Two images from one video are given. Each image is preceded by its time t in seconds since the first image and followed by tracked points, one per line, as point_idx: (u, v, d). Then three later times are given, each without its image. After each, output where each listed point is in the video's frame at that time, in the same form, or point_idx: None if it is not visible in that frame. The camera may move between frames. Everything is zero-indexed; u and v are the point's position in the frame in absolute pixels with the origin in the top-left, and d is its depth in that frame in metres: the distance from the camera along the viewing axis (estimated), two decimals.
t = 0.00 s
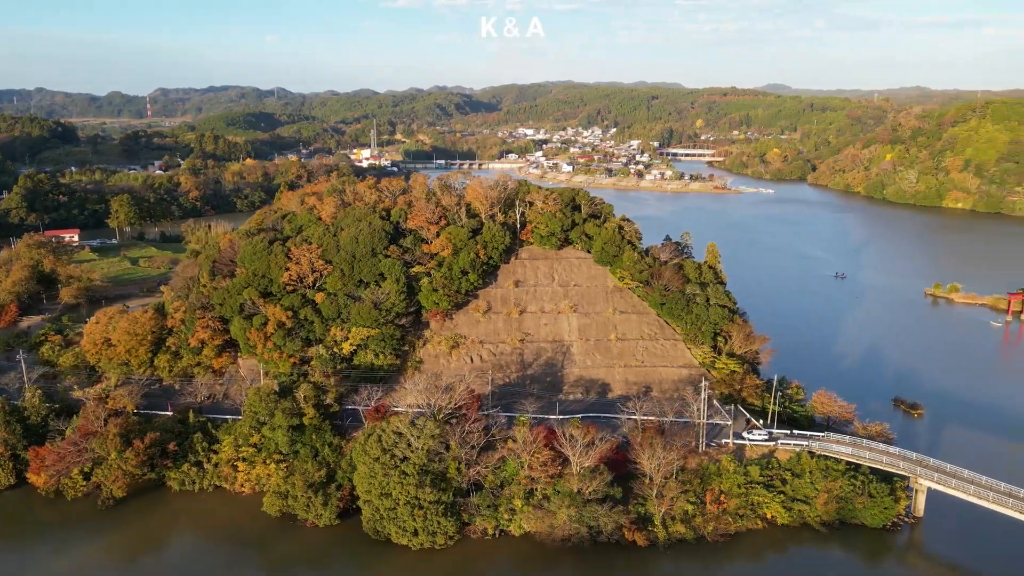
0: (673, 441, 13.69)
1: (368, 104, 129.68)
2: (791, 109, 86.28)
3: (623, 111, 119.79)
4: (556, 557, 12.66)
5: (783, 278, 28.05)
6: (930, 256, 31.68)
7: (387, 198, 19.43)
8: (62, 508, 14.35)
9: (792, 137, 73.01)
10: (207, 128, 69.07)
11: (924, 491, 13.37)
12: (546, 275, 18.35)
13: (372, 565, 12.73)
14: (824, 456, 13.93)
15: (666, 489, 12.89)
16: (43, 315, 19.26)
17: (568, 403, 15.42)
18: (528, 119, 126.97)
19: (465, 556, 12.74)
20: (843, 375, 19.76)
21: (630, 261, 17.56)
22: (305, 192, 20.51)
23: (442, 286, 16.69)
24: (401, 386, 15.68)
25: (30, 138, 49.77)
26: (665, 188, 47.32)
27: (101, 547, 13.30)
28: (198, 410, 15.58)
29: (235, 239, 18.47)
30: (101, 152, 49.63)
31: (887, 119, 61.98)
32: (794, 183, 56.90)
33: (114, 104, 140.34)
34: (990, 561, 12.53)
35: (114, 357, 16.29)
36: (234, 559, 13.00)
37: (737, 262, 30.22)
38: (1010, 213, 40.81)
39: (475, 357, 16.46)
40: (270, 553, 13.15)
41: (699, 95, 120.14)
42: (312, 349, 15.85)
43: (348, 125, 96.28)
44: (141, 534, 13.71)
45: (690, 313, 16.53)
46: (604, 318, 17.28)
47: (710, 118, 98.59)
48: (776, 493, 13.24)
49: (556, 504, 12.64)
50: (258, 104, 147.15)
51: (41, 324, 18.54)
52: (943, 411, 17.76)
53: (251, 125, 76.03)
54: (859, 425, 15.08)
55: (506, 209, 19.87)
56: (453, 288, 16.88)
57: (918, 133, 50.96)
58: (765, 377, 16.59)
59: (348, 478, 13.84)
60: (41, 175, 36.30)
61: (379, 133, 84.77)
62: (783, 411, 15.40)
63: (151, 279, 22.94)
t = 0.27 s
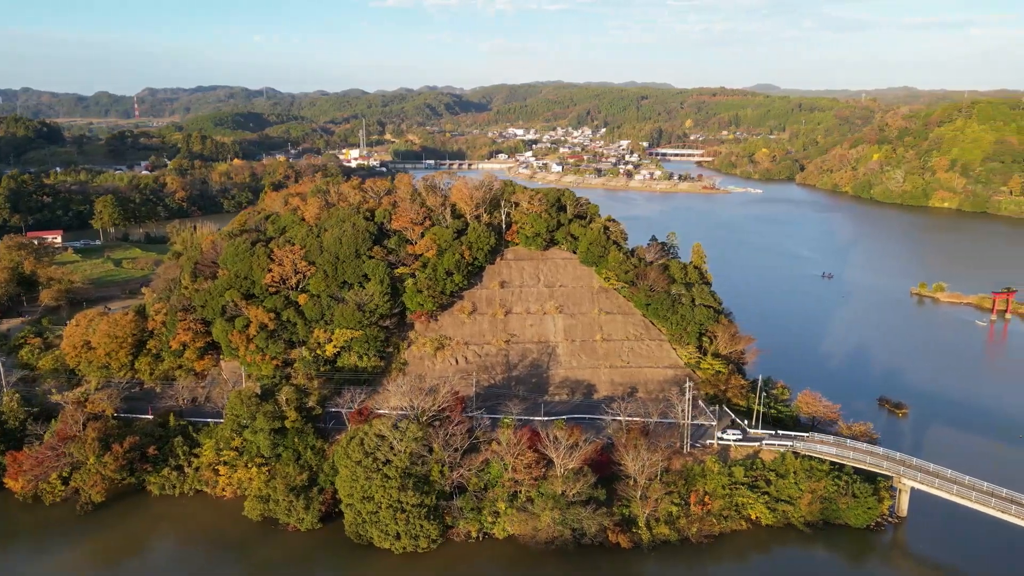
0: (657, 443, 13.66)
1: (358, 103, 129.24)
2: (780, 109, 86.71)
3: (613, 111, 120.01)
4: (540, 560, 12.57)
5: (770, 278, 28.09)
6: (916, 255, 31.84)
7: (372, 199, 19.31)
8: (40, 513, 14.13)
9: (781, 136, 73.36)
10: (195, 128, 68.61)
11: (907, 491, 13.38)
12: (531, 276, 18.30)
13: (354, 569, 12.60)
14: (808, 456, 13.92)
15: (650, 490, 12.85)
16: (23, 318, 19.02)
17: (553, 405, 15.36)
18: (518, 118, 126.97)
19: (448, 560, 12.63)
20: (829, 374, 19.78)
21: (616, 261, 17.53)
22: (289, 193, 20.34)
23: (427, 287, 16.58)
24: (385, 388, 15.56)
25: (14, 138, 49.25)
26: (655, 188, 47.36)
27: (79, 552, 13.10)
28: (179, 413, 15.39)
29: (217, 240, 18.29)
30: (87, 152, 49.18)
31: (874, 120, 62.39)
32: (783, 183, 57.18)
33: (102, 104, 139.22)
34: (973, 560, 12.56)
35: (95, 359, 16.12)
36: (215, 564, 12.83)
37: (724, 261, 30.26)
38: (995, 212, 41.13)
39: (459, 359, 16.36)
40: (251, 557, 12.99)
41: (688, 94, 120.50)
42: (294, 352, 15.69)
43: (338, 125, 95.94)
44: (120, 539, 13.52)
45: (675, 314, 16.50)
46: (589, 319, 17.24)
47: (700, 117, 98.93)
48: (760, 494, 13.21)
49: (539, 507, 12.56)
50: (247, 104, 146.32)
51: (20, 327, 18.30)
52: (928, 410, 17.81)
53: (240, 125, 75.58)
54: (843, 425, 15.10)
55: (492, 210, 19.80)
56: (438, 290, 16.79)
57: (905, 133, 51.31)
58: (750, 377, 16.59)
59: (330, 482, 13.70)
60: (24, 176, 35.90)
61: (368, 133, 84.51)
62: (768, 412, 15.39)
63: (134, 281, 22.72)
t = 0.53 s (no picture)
0: (641, 443, 13.62)
1: (347, 103, 128.72)
2: (768, 110, 87.18)
3: (602, 111, 120.21)
4: (523, 562, 12.48)
5: (757, 278, 28.13)
6: (902, 254, 32.03)
7: (355, 199, 19.19)
8: (17, 518, 13.90)
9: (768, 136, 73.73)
10: (182, 128, 68.09)
11: (890, 490, 13.40)
12: (516, 276, 18.24)
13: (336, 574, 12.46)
14: (791, 456, 13.91)
15: (633, 491, 12.81)
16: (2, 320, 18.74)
17: (537, 406, 15.29)
18: (507, 118, 126.92)
19: (431, 563, 12.54)
20: (814, 374, 19.80)
21: (601, 262, 17.49)
22: (273, 193, 20.17)
23: (411, 287, 16.46)
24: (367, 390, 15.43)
25: None
26: (643, 188, 47.40)
27: (56, 558, 12.88)
28: (159, 416, 15.20)
29: (198, 241, 18.09)
30: (71, 152, 48.67)
31: (861, 120, 62.82)
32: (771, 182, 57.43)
33: (88, 104, 137.98)
34: (955, 559, 12.60)
35: (73, 362, 15.87)
36: (194, 569, 12.65)
37: (711, 261, 30.29)
38: (980, 211, 41.47)
39: (444, 360, 16.26)
40: (231, 562, 12.83)
41: (677, 94, 120.90)
42: (276, 353, 15.52)
43: (327, 125, 95.54)
44: (98, 545, 13.31)
45: (660, 314, 16.47)
46: (574, 320, 17.18)
47: (688, 117, 99.30)
48: (743, 494, 13.19)
49: (522, 509, 12.48)
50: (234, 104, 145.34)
51: None
52: (912, 409, 17.87)
53: (227, 124, 75.08)
54: (827, 424, 15.11)
55: (477, 210, 19.73)
56: (421, 290, 16.67)
57: (890, 133, 51.66)
58: (734, 377, 16.59)
59: (311, 485, 13.56)
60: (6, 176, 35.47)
61: (357, 133, 84.21)
62: (752, 412, 15.38)
63: (117, 283, 22.48)
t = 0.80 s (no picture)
0: (624, 445, 13.59)
1: (335, 103, 128.13)
2: (755, 109, 87.64)
3: (590, 111, 120.39)
4: (506, 565, 12.40)
5: (743, 277, 28.18)
6: (886, 253, 32.24)
7: (338, 200, 19.06)
8: None
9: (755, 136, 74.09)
10: (168, 128, 67.47)
11: (873, 490, 13.44)
12: (500, 277, 18.17)
13: None
14: (774, 456, 13.92)
15: (616, 492, 12.77)
16: None
17: (521, 407, 15.21)
18: (496, 118, 126.82)
19: (413, 567, 12.42)
20: (799, 374, 19.84)
21: (585, 262, 17.45)
22: (255, 194, 19.98)
23: (394, 289, 16.34)
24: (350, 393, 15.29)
25: None
26: (631, 188, 47.45)
27: (31, 565, 12.64)
28: (138, 420, 15.00)
29: (178, 243, 17.89)
30: (54, 153, 48.07)
31: (846, 120, 63.27)
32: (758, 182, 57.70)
33: (73, 104, 136.49)
34: (937, 558, 12.64)
35: (50, 365, 15.58)
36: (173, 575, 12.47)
37: (698, 261, 30.32)
38: (964, 210, 41.84)
39: (427, 362, 16.16)
40: (211, 568, 12.65)
41: (665, 94, 121.27)
42: (258, 356, 15.33)
43: (315, 125, 95.09)
44: (75, 552, 13.08)
45: (644, 315, 16.44)
46: (559, 320, 17.12)
47: (676, 117, 99.64)
48: (726, 495, 13.18)
49: (504, 511, 12.42)
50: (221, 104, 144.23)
51: None
52: (895, 408, 17.96)
53: (213, 124, 74.50)
54: (810, 424, 15.13)
55: (461, 211, 19.64)
56: (405, 292, 16.56)
57: (876, 133, 52.04)
58: (718, 377, 16.59)
59: (292, 489, 13.42)
60: None
61: (345, 133, 83.83)
62: (736, 412, 15.38)
63: (99, 284, 22.18)
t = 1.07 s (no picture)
0: (605, 446, 13.57)
1: (321, 103, 127.41)
2: (740, 110, 88.21)
3: (577, 112, 120.59)
4: (486, 569, 12.28)
5: (727, 277, 28.24)
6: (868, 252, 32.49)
7: (318, 201, 18.90)
8: None
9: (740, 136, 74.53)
10: (151, 127, 66.74)
11: (853, 489, 13.49)
12: (482, 278, 18.09)
13: None
14: (756, 456, 13.91)
15: (596, 494, 12.76)
16: None
17: (503, 409, 15.11)
18: (482, 118, 126.69)
19: (392, 570, 12.22)
20: (782, 373, 19.86)
21: (567, 263, 17.43)
22: (234, 194, 19.74)
23: (374, 290, 16.21)
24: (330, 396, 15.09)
25: None
26: (618, 188, 47.51)
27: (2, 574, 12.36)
28: (113, 425, 14.77)
29: (155, 245, 17.68)
30: (34, 154, 47.39)
31: (830, 120, 63.80)
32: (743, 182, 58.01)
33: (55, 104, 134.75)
34: (917, 557, 12.69)
35: (22, 369, 15.18)
36: None
37: (682, 261, 30.35)
38: (945, 210, 42.30)
39: (409, 364, 16.03)
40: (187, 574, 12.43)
41: (651, 94, 121.72)
42: (236, 359, 15.10)
43: (300, 125, 94.52)
44: (47, 559, 12.81)
45: (626, 315, 16.42)
46: (541, 321, 17.06)
47: (662, 117, 100.06)
48: (708, 496, 13.16)
49: (484, 515, 12.33)
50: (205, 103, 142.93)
51: None
52: (877, 407, 18.05)
53: (197, 125, 73.82)
54: (792, 424, 15.15)
55: (443, 211, 19.55)
56: (385, 293, 16.42)
57: (859, 133, 52.49)
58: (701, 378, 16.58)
59: (269, 494, 13.24)
60: None
61: (331, 133, 83.38)
62: (718, 412, 15.37)
63: (77, 287, 21.85)
